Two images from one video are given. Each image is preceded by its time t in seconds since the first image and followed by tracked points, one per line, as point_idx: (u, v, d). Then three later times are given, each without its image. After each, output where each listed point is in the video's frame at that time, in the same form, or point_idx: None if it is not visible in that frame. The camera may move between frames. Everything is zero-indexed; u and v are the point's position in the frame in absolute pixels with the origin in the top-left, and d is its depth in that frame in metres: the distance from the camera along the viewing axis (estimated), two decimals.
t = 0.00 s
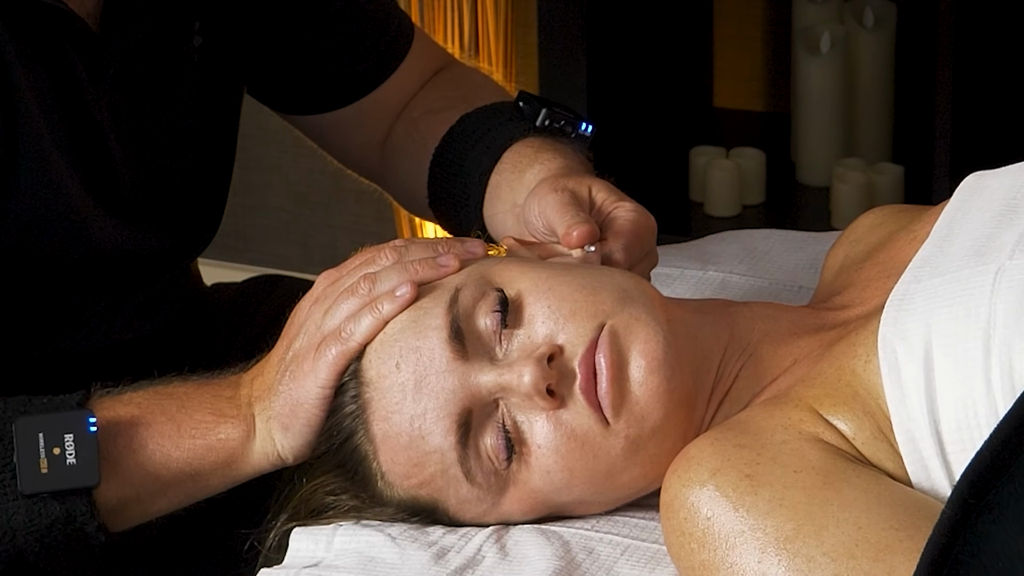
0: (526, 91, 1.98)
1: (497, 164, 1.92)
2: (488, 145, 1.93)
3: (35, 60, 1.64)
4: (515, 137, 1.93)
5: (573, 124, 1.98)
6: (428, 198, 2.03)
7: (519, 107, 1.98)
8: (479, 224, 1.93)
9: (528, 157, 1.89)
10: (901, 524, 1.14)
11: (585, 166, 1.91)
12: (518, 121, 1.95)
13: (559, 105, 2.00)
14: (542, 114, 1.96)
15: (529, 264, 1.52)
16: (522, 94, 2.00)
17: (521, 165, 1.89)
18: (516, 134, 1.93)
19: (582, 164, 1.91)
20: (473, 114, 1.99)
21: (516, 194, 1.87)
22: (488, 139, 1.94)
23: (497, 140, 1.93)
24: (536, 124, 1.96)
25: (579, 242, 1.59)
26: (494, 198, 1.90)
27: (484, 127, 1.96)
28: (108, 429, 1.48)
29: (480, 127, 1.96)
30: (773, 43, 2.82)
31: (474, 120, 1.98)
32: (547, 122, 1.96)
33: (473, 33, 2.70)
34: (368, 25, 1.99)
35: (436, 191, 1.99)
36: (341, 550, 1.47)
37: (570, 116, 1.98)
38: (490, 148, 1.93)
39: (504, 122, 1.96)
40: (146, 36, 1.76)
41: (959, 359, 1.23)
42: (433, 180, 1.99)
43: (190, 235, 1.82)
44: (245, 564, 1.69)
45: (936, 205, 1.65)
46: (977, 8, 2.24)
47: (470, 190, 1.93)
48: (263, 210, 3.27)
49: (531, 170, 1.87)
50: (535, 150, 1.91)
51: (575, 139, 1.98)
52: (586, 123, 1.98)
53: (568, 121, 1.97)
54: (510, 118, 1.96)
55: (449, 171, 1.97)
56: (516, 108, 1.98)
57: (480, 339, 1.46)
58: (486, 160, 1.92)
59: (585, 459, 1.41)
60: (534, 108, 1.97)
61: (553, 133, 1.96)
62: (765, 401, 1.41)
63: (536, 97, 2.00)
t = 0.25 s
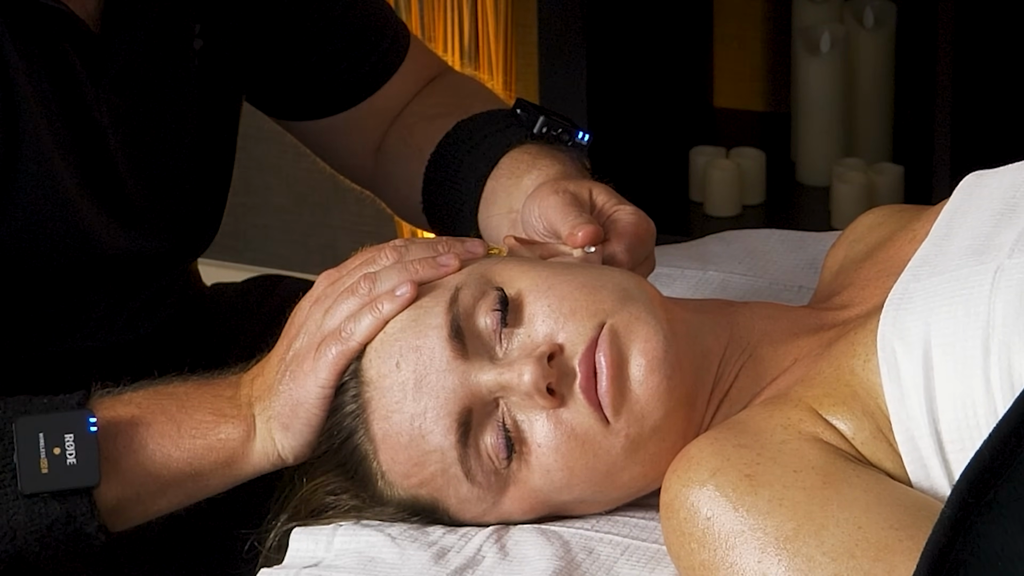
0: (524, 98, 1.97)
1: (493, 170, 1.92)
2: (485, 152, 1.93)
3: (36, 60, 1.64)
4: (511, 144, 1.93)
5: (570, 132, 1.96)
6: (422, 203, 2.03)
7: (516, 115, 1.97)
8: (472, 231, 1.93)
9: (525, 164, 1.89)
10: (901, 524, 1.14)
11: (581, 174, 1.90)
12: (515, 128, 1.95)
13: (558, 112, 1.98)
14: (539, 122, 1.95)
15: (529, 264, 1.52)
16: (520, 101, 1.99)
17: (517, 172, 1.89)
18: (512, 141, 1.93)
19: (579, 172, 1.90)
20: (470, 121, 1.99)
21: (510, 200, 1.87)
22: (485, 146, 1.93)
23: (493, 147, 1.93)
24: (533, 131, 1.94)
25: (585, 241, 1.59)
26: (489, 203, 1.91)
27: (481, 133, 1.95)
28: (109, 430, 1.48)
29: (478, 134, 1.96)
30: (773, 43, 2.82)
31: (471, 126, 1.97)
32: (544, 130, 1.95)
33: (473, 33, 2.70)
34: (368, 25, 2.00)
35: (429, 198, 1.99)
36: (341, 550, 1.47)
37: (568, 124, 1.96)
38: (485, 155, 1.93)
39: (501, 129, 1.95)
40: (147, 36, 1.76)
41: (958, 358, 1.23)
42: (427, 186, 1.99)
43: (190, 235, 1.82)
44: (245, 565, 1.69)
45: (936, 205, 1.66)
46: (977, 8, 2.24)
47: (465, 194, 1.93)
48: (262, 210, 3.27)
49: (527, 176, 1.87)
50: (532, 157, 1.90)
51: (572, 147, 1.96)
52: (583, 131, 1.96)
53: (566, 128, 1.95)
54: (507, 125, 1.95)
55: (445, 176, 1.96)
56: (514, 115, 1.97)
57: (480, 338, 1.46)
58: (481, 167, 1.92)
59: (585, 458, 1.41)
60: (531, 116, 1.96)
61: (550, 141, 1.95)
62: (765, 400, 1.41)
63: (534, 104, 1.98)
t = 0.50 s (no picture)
0: (520, 101, 1.98)
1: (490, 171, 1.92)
2: (481, 155, 1.93)
3: (36, 60, 1.64)
4: (508, 145, 1.93)
5: (567, 134, 1.97)
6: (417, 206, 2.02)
7: (513, 117, 1.97)
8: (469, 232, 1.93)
9: (523, 164, 1.89)
10: (901, 523, 1.14)
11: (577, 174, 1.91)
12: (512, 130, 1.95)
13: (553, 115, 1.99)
14: (536, 124, 1.95)
15: (528, 264, 1.52)
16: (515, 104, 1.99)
17: (514, 172, 1.89)
18: (510, 142, 1.93)
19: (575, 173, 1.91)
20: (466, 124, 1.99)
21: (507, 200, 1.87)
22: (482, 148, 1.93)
23: (490, 148, 1.93)
24: (530, 132, 1.95)
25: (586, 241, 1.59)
26: (486, 205, 1.90)
27: (478, 135, 1.96)
28: (109, 430, 1.48)
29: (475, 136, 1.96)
30: (773, 43, 2.82)
31: (469, 128, 1.98)
32: (541, 131, 1.95)
33: (473, 33, 2.70)
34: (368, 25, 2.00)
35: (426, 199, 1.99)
36: (341, 550, 1.47)
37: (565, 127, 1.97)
38: (483, 156, 1.92)
39: (497, 132, 1.95)
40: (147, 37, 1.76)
41: (958, 357, 1.23)
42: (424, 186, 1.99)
43: (191, 235, 1.82)
44: (246, 564, 1.69)
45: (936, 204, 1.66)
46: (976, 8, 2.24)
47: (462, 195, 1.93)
48: (262, 210, 3.27)
49: (526, 176, 1.87)
50: (528, 158, 1.90)
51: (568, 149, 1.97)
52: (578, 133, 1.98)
53: (563, 130, 1.96)
54: (504, 127, 1.96)
55: (442, 177, 1.96)
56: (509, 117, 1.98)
57: (480, 338, 1.46)
58: (478, 168, 1.92)
59: (585, 458, 1.41)
60: (528, 119, 1.96)
61: (547, 143, 1.96)
62: (764, 400, 1.41)
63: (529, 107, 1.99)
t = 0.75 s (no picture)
0: (514, 96, 1.98)
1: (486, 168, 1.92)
2: (477, 150, 1.93)
3: (35, 61, 1.64)
4: (504, 140, 1.93)
5: (562, 128, 1.97)
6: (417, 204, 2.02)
7: (508, 112, 1.98)
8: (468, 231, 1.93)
9: (518, 159, 1.89)
10: (901, 523, 1.14)
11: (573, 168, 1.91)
12: (507, 125, 1.95)
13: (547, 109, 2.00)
14: (530, 118, 1.96)
15: (528, 265, 1.52)
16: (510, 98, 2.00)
17: (509, 169, 1.89)
18: (505, 137, 1.93)
19: (570, 167, 1.91)
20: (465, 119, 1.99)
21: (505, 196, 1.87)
22: (478, 143, 1.93)
23: (486, 144, 1.93)
24: (526, 127, 1.96)
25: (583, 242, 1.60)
26: (483, 203, 1.91)
27: (473, 131, 1.95)
28: (109, 431, 1.48)
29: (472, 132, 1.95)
30: (773, 43, 2.82)
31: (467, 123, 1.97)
32: (536, 126, 1.96)
33: (473, 32, 2.70)
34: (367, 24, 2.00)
35: (425, 198, 1.99)
36: (340, 550, 1.47)
37: (560, 121, 1.98)
38: (478, 152, 1.92)
39: (493, 127, 1.95)
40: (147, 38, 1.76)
41: (957, 358, 1.23)
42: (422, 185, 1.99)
43: (191, 235, 1.82)
44: (245, 565, 1.68)
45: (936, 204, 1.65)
46: (976, 8, 2.24)
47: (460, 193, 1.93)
48: (262, 210, 3.27)
49: (520, 172, 1.87)
50: (522, 154, 1.90)
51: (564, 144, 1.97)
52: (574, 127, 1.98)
53: (558, 125, 1.97)
54: (500, 123, 1.96)
55: (439, 175, 1.96)
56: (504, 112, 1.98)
57: (479, 340, 1.46)
58: (475, 164, 1.92)
59: (585, 459, 1.41)
60: (523, 114, 1.97)
61: (542, 137, 1.96)
62: (764, 401, 1.41)
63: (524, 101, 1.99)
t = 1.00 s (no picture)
0: (501, 76, 1.99)
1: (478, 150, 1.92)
2: (468, 132, 1.93)
3: (34, 61, 1.64)
4: (493, 120, 1.93)
5: (551, 103, 1.97)
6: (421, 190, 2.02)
7: (496, 91, 1.98)
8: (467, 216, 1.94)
9: (506, 135, 1.90)
10: (901, 523, 1.14)
11: (563, 143, 1.91)
12: (496, 104, 1.95)
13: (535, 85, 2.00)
14: (517, 95, 1.96)
15: (528, 265, 1.52)
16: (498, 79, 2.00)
17: (497, 146, 1.90)
18: (493, 116, 1.94)
19: (559, 142, 1.91)
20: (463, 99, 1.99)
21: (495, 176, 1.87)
22: (467, 124, 1.94)
23: (475, 125, 1.93)
24: (514, 105, 1.96)
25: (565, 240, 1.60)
26: (476, 186, 1.91)
27: (464, 114, 1.96)
28: (109, 431, 1.48)
29: (464, 115, 1.96)
30: (773, 43, 2.82)
31: (461, 106, 1.97)
32: (523, 102, 1.96)
33: (473, 32, 2.70)
34: (368, 24, 2.00)
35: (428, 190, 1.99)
36: (340, 550, 1.47)
37: (548, 95, 1.97)
38: (468, 132, 1.93)
39: (482, 108, 1.95)
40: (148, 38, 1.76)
41: (957, 359, 1.23)
42: (426, 180, 1.99)
43: (190, 235, 1.82)
44: (246, 564, 1.69)
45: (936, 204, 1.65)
46: (976, 8, 2.25)
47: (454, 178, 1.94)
48: (262, 210, 3.27)
49: (505, 150, 1.88)
50: (507, 131, 1.91)
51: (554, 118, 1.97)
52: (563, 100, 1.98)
53: (546, 99, 1.96)
54: (489, 102, 1.96)
55: (436, 164, 1.97)
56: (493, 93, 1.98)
57: (479, 341, 1.46)
58: (466, 146, 1.92)
59: (585, 460, 1.41)
60: (510, 91, 1.97)
61: (531, 113, 1.96)
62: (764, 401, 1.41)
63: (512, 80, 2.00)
